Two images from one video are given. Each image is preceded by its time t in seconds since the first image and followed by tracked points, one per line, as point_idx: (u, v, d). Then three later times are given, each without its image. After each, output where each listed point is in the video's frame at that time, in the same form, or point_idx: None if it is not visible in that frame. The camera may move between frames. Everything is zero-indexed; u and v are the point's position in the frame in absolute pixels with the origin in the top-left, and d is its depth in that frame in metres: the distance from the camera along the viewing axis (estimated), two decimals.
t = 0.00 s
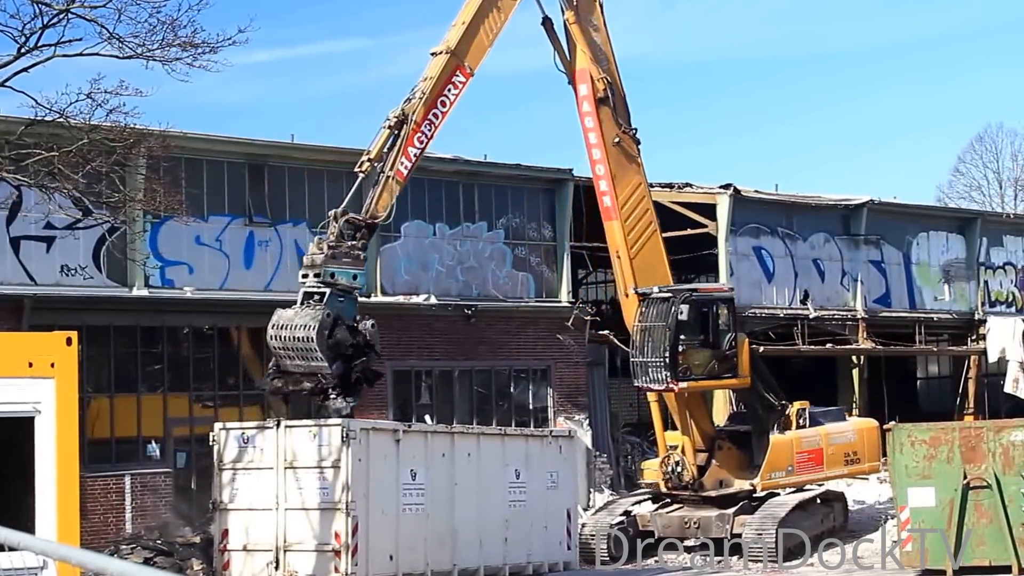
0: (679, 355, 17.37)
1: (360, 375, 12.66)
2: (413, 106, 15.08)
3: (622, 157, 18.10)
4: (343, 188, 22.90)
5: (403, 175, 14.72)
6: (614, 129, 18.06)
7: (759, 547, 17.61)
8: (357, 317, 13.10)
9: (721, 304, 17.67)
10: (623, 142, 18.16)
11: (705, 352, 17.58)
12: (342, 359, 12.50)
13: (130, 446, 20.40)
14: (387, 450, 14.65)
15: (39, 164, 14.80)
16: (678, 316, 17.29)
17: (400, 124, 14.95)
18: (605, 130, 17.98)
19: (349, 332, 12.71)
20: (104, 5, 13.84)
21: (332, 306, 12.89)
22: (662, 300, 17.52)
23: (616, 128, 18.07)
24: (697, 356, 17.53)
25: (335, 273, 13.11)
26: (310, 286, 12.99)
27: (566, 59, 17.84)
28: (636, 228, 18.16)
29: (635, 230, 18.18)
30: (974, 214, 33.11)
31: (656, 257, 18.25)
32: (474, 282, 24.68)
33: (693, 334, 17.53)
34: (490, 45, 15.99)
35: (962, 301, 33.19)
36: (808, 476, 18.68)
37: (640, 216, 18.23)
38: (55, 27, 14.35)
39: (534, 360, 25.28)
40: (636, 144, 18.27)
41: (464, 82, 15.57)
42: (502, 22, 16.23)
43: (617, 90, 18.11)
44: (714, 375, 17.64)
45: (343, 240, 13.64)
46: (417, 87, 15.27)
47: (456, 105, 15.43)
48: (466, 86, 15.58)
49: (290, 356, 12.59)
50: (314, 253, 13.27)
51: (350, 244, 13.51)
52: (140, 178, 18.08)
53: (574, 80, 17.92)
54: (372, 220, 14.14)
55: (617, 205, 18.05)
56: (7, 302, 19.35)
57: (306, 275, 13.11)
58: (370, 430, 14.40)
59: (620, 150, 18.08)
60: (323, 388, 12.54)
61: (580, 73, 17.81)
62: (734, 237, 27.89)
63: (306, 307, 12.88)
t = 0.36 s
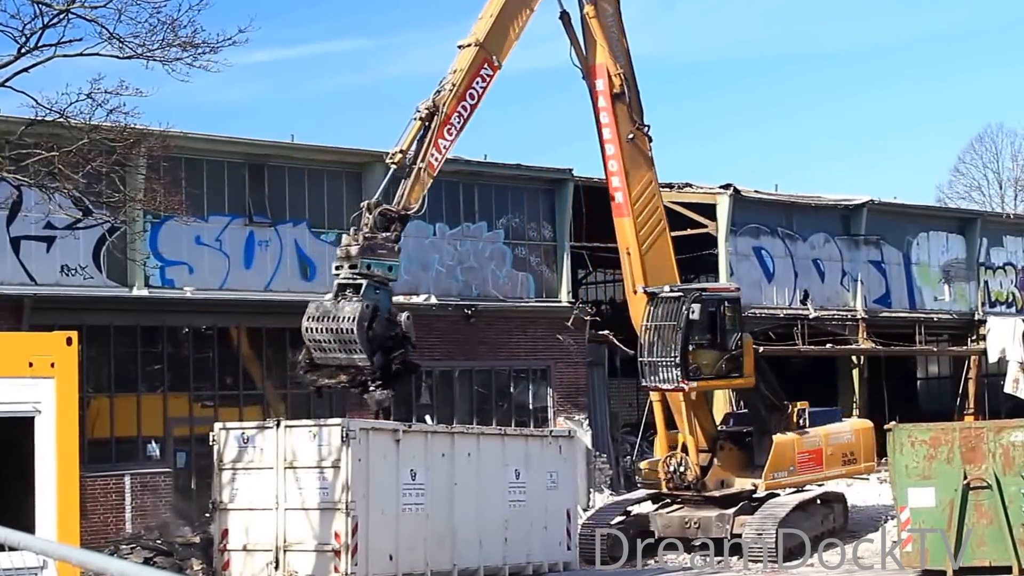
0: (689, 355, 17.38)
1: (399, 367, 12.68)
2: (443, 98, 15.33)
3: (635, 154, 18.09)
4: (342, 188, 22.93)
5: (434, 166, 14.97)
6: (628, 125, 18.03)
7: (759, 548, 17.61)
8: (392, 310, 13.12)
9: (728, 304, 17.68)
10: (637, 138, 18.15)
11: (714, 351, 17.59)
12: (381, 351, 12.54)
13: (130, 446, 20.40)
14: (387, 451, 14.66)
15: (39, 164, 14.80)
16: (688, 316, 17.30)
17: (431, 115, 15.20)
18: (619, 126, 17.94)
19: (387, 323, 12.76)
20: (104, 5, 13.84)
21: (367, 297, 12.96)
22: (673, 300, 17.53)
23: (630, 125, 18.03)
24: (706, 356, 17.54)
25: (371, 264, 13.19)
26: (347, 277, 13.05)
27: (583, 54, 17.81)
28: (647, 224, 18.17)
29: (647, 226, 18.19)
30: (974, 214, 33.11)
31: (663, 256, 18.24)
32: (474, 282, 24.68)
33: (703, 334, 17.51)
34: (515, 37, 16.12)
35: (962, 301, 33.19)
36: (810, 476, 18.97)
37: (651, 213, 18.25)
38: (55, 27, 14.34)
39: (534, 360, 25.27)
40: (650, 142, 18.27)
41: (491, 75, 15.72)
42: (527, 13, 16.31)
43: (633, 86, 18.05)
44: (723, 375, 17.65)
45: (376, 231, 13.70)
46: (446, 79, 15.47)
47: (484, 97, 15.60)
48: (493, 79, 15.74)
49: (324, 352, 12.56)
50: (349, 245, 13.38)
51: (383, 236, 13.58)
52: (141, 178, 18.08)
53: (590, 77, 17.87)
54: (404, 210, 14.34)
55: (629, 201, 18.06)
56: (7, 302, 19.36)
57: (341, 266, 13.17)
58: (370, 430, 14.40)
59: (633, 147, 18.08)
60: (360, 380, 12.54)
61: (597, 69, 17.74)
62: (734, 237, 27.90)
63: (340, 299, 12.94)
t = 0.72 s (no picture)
0: (699, 355, 17.37)
1: (433, 366, 13.19)
2: (466, 96, 15.57)
3: (643, 153, 18.09)
4: (342, 188, 22.95)
5: (458, 164, 15.29)
6: (637, 125, 18.03)
7: (759, 548, 17.61)
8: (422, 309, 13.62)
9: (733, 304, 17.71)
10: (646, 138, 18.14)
11: (721, 351, 17.63)
12: (415, 353, 12.99)
13: (130, 446, 20.39)
14: (387, 451, 14.64)
15: (39, 164, 14.80)
16: (697, 316, 17.30)
17: (455, 114, 15.44)
18: (628, 125, 17.95)
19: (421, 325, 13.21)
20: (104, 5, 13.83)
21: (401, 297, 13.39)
22: (682, 300, 17.54)
23: (640, 125, 18.03)
24: (713, 356, 17.55)
25: (403, 264, 13.58)
26: (380, 278, 13.44)
27: (594, 53, 17.86)
28: (654, 222, 18.15)
29: (654, 224, 18.16)
30: (974, 215, 33.11)
31: (668, 256, 18.19)
32: (474, 282, 24.68)
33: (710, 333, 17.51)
34: (535, 33, 16.33)
35: (962, 302, 33.17)
36: (811, 477, 18.95)
37: (658, 212, 18.22)
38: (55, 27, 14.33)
39: (534, 360, 25.26)
40: (657, 143, 18.26)
41: (512, 73, 16.00)
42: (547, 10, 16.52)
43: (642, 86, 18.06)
44: (728, 375, 17.68)
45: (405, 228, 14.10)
46: (469, 77, 15.74)
47: (506, 95, 15.88)
48: (513, 77, 16.03)
49: (357, 353, 12.96)
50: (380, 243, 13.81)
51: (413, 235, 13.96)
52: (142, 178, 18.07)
53: (600, 76, 17.89)
54: (430, 211, 14.68)
55: (637, 200, 18.04)
56: (7, 302, 19.36)
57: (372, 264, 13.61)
58: (370, 430, 14.39)
59: (642, 145, 18.08)
60: (396, 380, 13.04)
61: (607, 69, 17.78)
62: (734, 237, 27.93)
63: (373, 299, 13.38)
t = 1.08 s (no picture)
0: (704, 355, 17.36)
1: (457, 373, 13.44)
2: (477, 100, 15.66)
3: (644, 153, 18.09)
4: (342, 189, 22.96)
5: (472, 169, 15.45)
6: (638, 125, 18.01)
7: (759, 548, 17.61)
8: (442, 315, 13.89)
9: (737, 304, 17.69)
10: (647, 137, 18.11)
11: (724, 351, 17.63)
12: (440, 361, 13.29)
13: (130, 446, 20.39)
14: (387, 451, 14.65)
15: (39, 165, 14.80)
16: (701, 316, 17.27)
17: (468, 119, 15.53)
18: (630, 124, 17.94)
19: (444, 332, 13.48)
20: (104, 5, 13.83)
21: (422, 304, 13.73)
22: (686, 300, 17.50)
23: (641, 125, 18.01)
24: (716, 356, 17.54)
25: (422, 271, 13.89)
26: (398, 286, 13.80)
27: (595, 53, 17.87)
28: (657, 221, 18.16)
29: (657, 223, 18.16)
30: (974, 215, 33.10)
31: (669, 256, 18.16)
32: (474, 282, 24.68)
33: (715, 333, 17.48)
34: (542, 34, 16.36)
35: (963, 302, 33.15)
36: (810, 476, 19.13)
37: (660, 211, 18.21)
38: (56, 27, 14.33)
39: (534, 360, 25.25)
40: (658, 142, 18.24)
41: (521, 75, 16.07)
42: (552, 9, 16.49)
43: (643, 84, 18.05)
44: (730, 375, 17.71)
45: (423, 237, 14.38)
46: (479, 82, 15.81)
47: (516, 98, 15.99)
48: (523, 79, 16.11)
49: (375, 361, 13.29)
50: (399, 250, 14.12)
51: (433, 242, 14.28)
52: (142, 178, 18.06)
53: (601, 76, 17.87)
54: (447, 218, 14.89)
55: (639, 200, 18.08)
56: (7, 302, 19.36)
57: (390, 272, 13.92)
58: (370, 430, 14.39)
59: (643, 145, 18.07)
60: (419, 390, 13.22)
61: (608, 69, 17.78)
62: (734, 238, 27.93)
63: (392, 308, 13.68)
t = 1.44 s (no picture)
0: (707, 355, 17.39)
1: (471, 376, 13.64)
2: (483, 108, 15.63)
3: (645, 153, 18.03)
4: (343, 190, 22.96)
5: (480, 178, 15.31)
6: (638, 125, 17.97)
7: (759, 548, 17.61)
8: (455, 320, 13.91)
9: (740, 304, 17.65)
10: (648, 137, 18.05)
11: (727, 350, 17.63)
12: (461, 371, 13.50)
13: (130, 446, 20.39)
14: (387, 451, 14.64)
15: (40, 165, 14.78)
16: (703, 316, 17.28)
17: (475, 128, 15.47)
18: (630, 126, 17.90)
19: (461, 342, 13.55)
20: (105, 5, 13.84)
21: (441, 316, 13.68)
22: (688, 300, 17.51)
23: (642, 125, 17.98)
24: (720, 355, 17.56)
25: (434, 284, 13.80)
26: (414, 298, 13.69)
27: (595, 53, 17.81)
28: (657, 223, 18.17)
29: (657, 225, 18.17)
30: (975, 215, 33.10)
31: (669, 258, 18.19)
32: (474, 282, 24.66)
33: (718, 333, 17.50)
34: (545, 37, 16.32)
35: (963, 302, 33.17)
36: (810, 476, 19.12)
37: (660, 213, 18.20)
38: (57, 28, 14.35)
39: (534, 360, 25.23)
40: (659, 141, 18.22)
41: (525, 79, 16.02)
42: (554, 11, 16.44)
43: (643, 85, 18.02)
44: (733, 374, 17.74)
45: (433, 248, 14.17)
46: (483, 88, 15.78)
47: (521, 104, 15.95)
48: (527, 83, 16.05)
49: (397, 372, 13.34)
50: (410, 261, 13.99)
51: (443, 253, 14.08)
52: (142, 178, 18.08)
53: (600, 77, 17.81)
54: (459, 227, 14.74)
55: (639, 201, 18.06)
56: (8, 302, 19.37)
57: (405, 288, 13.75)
58: (370, 430, 14.38)
59: (643, 145, 18.02)
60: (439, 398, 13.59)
61: (608, 69, 17.72)
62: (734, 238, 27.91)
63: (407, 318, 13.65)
